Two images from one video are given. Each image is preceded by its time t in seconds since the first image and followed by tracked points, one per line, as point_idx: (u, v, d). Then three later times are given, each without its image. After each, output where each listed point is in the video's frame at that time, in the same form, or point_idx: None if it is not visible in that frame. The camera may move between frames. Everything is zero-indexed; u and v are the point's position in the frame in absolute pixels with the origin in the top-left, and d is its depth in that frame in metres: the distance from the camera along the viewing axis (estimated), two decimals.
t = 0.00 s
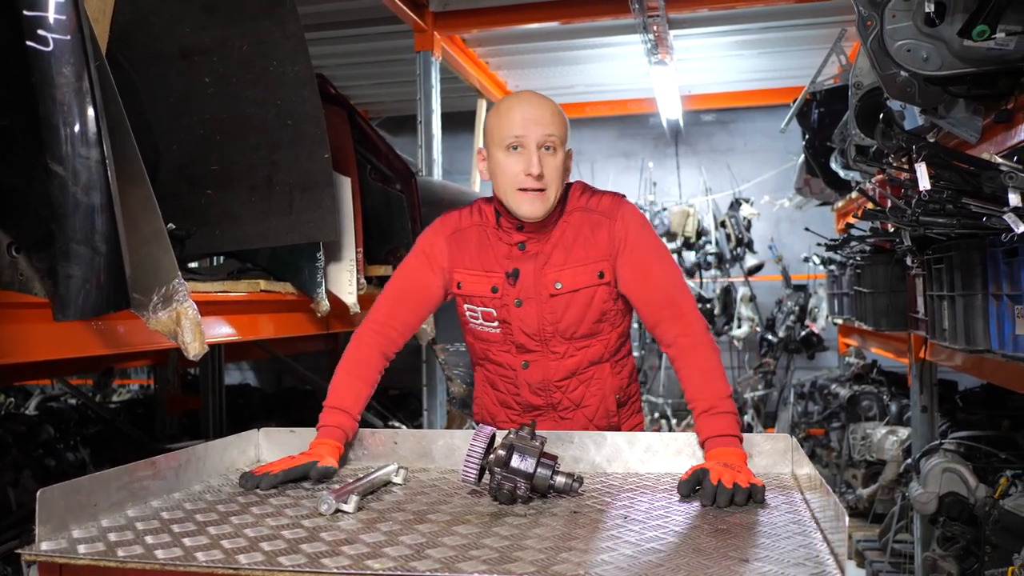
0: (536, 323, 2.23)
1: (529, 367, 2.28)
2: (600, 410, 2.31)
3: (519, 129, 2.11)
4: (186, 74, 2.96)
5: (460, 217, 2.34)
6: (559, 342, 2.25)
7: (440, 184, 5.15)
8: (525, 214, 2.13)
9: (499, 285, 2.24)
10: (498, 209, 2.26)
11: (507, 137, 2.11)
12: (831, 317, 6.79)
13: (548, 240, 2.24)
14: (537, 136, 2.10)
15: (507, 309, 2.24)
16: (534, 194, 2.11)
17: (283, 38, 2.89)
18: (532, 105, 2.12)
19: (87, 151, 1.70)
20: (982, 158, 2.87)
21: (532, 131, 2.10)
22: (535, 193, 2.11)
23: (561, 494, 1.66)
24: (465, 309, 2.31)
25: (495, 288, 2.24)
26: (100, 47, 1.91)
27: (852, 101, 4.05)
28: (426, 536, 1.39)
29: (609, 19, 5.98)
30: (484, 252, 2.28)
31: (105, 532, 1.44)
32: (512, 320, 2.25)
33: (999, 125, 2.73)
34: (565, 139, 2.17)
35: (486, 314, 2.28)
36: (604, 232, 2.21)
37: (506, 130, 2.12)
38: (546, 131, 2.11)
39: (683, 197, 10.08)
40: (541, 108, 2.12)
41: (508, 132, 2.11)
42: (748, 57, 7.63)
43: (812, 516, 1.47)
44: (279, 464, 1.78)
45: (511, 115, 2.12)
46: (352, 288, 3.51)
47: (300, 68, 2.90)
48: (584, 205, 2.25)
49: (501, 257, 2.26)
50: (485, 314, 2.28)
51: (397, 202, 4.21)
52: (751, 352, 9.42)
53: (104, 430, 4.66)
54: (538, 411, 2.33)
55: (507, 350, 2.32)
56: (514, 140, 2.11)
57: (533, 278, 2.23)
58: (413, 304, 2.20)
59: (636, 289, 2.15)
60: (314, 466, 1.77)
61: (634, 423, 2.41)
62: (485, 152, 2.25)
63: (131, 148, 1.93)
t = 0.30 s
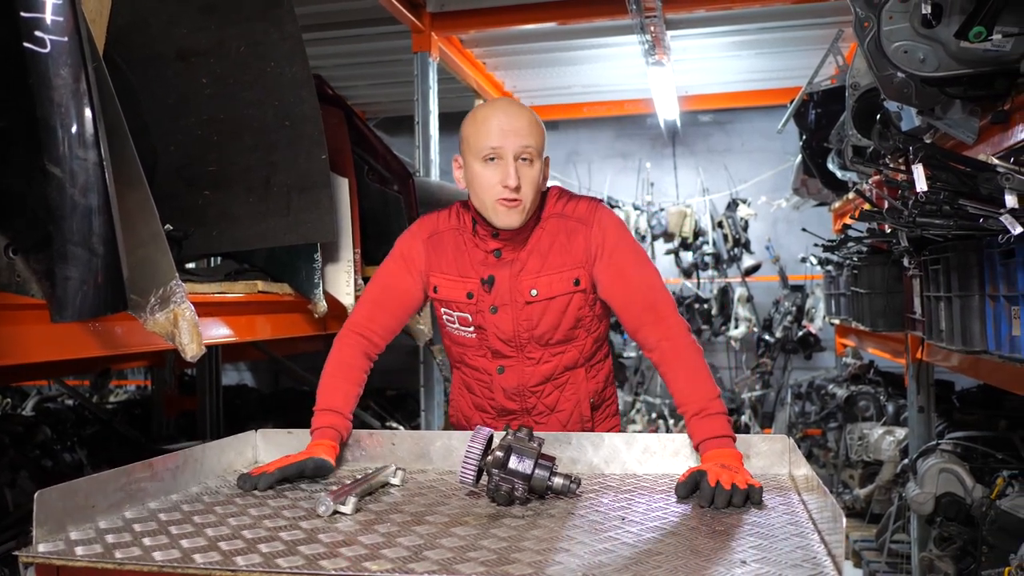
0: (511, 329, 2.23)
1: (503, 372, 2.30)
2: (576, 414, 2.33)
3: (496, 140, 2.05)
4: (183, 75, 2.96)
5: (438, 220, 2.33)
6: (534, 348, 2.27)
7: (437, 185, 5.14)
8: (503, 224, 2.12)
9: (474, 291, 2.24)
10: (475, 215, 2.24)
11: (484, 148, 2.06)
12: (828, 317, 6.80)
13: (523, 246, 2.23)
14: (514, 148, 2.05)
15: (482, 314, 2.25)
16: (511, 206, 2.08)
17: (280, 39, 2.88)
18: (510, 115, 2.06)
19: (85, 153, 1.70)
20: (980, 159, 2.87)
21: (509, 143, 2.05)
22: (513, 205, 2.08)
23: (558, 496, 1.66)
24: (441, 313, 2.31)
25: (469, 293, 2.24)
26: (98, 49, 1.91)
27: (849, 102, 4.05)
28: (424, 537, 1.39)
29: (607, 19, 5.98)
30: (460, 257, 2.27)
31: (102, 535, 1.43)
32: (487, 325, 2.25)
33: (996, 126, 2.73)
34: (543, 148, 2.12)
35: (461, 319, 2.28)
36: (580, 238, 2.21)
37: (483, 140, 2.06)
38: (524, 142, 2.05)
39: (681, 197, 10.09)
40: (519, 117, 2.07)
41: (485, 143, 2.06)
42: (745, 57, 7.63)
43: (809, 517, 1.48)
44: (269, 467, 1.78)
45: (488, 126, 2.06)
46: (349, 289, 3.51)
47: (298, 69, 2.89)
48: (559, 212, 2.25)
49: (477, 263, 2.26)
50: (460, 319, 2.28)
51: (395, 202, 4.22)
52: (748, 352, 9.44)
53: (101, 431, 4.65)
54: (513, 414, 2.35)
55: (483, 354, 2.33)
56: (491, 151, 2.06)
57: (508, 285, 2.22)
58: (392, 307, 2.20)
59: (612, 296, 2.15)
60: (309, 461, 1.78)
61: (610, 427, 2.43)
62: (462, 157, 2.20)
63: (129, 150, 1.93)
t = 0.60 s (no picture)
0: (508, 334, 2.24)
1: (500, 376, 2.30)
2: (572, 418, 2.33)
3: (493, 145, 2.05)
4: (182, 75, 2.96)
5: (435, 224, 2.33)
6: (531, 352, 2.27)
7: (436, 185, 5.14)
8: (500, 229, 2.10)
9: (471, 296, 2.24)
10: (473, 220, 2.24)
11: (481, 152, 2.06)
12: (826, 317, 6.80)
13: (519, 251, 2.23)
14: (511, 152, 2.04)
15: (479, 319, 2.25)
16: (508, 210, 2.07)
17: (280, 39, 2.89)
18: (507, 119, 2.06)
19: (84, 154, 1.70)
20: (978, 159, 2.88)
21: (506, 147, 2.04)
22: (509, 209, 2.07)
23: (558, 497, 1.66)
24: (439, 317, 2.31)
25: (467, 298, 2.24)
26: (97, 48, 1.90)
27: (847, 102, 4.05)
28: (423, 538, 1.39)
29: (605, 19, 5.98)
30: (457, 261, 2.27)
31: (101, 535, 1.43)
32: (484, 329, 2.25)
33: (994, 127, 2.74)
34: (540, 153, 2.11)
35: (458, 323, 2.28)
36: (576, 242, 2.21)
37: (480, 145, 2.06)
38: (520, 146, 2.05)
39: (679, 197, 10.09)
40: (516, 123, 2.07)
41: (482, 147, 2.06)
42: (744, 57, 7.63)
43: (808, 517, 1.48)
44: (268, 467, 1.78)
45: (485, 130, 2.06)
46: (348, 289, 3.51)
47: (297, 69, 2.90)
48: (556, 216, 2.25)
49: (474, 268, 2.26)
50: (458, 323, 2.28)
51: (394, 202, 4.22)
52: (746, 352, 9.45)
53: (100, 431, 4.65)
54: (509, 417, 2.35)
55: (480, 358, 2.33)
56: (488, 156, 2.06)
57: (506, 289, 2.22)
58: (389, 310, 2.20)
59: (609, 300, 2.15)
60: (308, 460, 1.78)
61: (607, 430, 2.43)
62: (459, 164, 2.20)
63: (128, 150, 1.93)
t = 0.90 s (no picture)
0: (513, 335, 2.24)
1: (505, 377, 2.30)
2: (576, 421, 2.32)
3: (500, 148, 2.05)
4: (182, 76, 2.96)
5: (441, 227, 2.33)
6: (535, 354, 2.27)
7: (435, 185, 5.15)
8: (507, 231, 2.12)
9: (477, 297, 2.24)
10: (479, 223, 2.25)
11: (488, 155, 2.06)
12: (825, 317, 6.81)
13: (525, 253, 2.23)
14: (517, 154, 2.05)
15: (485, 320, 2.25)
16: (515, 213, 2.09)
17: (279, 41, 2.89)
18: (512, 122, 2.06)
19: (85, 156, 1.70)
20: (977, 161, 2.89)
21: (513, 150, 2.04)
22: (516, 212, 2.08)
23: (558, 497, 1.66)
24: (444, 319, 2.31)
25: (472, 300, 2.25)
26: (98, 50, 1.91)
27: (846, 103, 4.06)
28: (424, 539, 1.40)
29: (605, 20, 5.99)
30: (462, 263, 2.28)
31: (103, 536, 1.44)
32: (489, 331, 2.25)
33: (993, 129, 2.74)
34: (546, 154, 2.12)
35: (464, 324, 2.28)
36: (582, 245, 2.22)
37: (487, 148, 2.06)
38: (526, 149, 2.05)
39: (678, 198, 10.10)
40: (522, 125, 2.07)
41: (489, 150, 2.06)
42: (743, 58, 7.64)
43: (808, 518, 1.48)
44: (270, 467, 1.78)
45: (491, 133, 2.06)
46: (348, 290, 3.51)
47: (297, 70, 2.90)
48: (562, 219, 2.26)
49: (480, 270, 2.26)
50: (464, 324, 2.28)
51: (394, 203, 4.23)
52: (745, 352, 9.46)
53: (99, 431, 4.65)
54: (512, 419, 2.35)
55: (484, 359, 2.33)
56: (495, 159, 2.06)
57: (511, 290, 2.23)
58: (394, 311, 2.20)
59: (615, 303, 2.16)
60: (309, 461, 1.79)
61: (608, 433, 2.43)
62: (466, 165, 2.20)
63: (129, 151, 1.94)
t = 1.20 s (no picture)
0: (517, 335, 2.24)
1: (507, 377, 2.30)
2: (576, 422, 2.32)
3: (504, 166, 2.00)
4: (182, 76, 2.96)
5: (448, 226, 2.33)
6: (538, 354, 2.27)
7: (435, 185, 5.14)
8: (509, 244, 2.11)
9: (482, 297, 2.24)
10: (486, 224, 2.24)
11: (492, 172, 2.02)
12: (825, 317, 6.81)
13: (531, 254, 2.23)
14: (521, 173, 2.00)
15: (489, 319, 2.25)
16: (517, 229, 2.07)
17: (279, 41, 2.90)
18: (518, 138, 1.99)
19: (87, 156, 1.71)
20: (977, 160, 2.89)
21: (517, 169, 1.99)
22: (519, 228, 2.07)
23: (558, 497, 1.66)
24: (449, 317, 2.31)
25: (477, 299, 2.25)
26: (98, 50, 1.91)
27: (846, 103, 4.05)
28: (425, 539, 1.40)
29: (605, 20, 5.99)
30: (468, 263, 2.27)
31: (104, 536, 1.44)
32: (493, 331, 2.25)
33: (993, 129, 2.74)
34: (553, 167, 2.06)
35: (468, 323, 2.28)
36: (588, 246, 2.22)
37: (491, 164, 2.01)
38: (530, 167, 2.00)
39: (678, 198, 10.10)
40: (528, 140, 1.99)
41: (493, 167, 2.01)
42: (742, 58, 7.64)
43: (808, 518, 1.48)
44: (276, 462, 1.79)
45: (495, 149, 2.00)
46: (348, 289, 3.50)
47: (297, 70, 2.90)
48: (569, 221, 2.26)
49: (485, 270, 2.26)
50: (468, 323, 2.28)
51: (394, 203, 4.23)
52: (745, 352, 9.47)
53: (99, 431, 4.64)
54: (513, 419, 2.34)
55: (488, 358, 2.32)
56: (499, 177, 2.02)
57: (517, 290, 2.23)
58: (398, 311, 2.20)
59: (619, 303, 2.16)
60: (309, 462, 1.78)
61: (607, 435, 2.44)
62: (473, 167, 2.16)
63: (129, 150, 1.94)
